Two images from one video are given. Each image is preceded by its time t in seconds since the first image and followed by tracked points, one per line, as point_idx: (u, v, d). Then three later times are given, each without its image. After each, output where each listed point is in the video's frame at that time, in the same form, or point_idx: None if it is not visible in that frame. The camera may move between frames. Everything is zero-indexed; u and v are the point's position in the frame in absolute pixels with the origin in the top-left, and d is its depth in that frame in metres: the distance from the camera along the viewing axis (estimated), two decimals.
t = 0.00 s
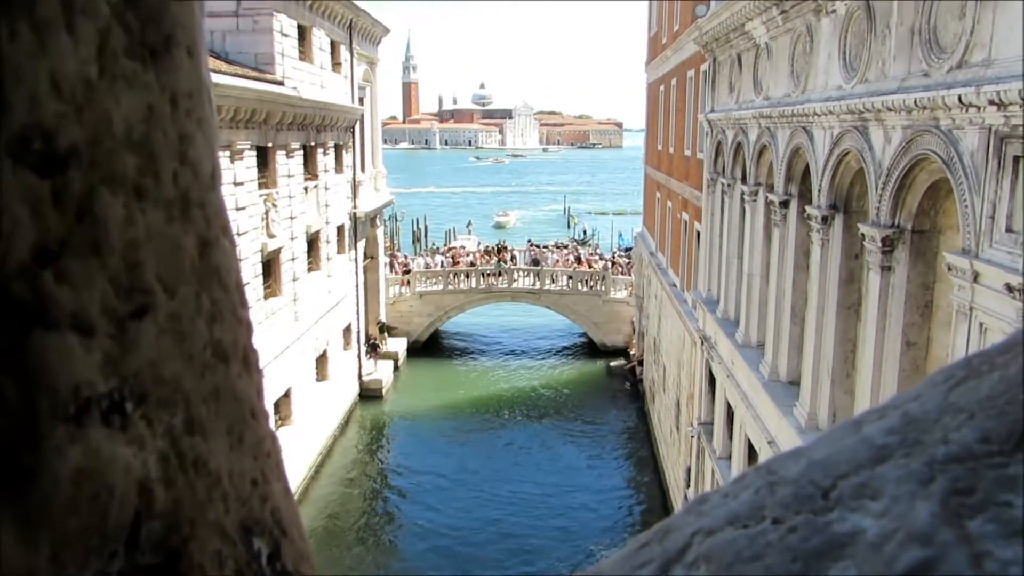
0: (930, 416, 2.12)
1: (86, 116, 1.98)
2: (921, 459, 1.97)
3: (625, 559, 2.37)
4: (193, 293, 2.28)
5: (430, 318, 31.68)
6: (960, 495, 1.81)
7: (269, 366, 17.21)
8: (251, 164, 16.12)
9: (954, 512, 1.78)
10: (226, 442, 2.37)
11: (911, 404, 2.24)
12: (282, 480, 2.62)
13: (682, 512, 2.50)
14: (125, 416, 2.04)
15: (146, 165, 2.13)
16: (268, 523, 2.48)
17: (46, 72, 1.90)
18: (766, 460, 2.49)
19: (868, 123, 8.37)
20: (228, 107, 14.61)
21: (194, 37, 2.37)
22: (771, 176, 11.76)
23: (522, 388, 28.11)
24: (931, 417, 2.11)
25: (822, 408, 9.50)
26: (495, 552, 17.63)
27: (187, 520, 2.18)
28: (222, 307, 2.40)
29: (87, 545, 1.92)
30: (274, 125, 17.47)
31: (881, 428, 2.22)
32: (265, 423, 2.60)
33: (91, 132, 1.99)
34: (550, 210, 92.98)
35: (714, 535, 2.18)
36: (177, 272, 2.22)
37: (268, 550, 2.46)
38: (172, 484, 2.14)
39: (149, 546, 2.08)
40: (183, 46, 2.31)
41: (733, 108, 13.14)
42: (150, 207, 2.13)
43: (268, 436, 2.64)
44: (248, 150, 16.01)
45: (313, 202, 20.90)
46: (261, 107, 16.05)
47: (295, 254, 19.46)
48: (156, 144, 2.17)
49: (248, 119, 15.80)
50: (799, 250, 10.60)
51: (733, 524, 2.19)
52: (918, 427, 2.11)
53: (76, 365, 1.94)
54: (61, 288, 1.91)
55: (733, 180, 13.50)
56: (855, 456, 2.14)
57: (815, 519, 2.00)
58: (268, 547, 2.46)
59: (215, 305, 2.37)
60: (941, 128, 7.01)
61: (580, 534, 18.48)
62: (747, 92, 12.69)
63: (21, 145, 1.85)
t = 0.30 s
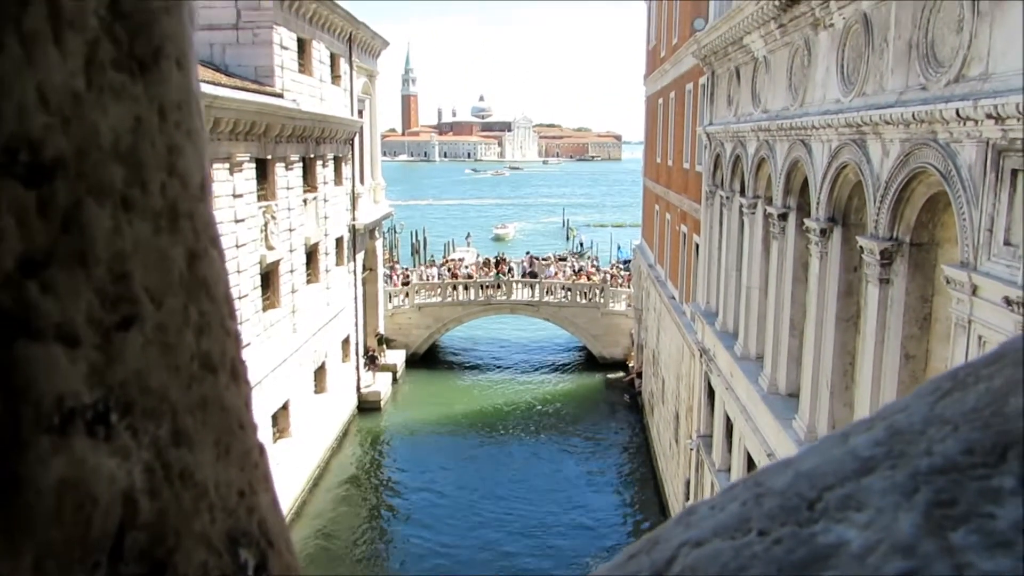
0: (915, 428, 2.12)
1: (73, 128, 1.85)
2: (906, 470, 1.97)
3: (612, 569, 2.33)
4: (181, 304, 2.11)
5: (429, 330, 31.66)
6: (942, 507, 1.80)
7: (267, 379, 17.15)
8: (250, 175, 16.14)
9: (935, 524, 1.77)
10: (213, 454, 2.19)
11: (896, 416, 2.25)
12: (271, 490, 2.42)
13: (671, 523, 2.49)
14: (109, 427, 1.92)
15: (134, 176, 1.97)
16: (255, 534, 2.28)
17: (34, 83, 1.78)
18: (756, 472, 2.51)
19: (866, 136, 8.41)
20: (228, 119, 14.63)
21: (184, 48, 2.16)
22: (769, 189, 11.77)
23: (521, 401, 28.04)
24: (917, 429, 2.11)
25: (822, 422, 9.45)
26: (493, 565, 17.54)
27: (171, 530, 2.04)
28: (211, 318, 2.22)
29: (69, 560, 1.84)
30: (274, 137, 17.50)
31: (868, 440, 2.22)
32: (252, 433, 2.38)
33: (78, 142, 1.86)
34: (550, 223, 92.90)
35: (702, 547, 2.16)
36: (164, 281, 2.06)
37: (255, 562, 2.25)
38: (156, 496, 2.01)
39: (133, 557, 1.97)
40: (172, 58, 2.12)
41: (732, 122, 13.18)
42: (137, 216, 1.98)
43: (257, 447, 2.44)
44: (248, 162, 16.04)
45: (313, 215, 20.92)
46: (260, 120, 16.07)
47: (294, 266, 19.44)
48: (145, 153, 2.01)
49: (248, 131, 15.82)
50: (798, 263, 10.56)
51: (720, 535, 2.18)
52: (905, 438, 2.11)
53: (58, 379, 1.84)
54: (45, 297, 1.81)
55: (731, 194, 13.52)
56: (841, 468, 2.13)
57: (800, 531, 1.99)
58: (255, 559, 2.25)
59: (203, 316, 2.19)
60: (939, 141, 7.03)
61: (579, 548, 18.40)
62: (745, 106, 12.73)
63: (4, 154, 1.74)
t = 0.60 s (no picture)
0: (895, 443, 2.22)
1: (51, 143, 1.91)
2: (884, 487, 2.06)
3: None
4: (161, 318, 2.18)
5: (427, 343, 31.62)
6: (919, 524, 1.91)
7: (264, 392, 17.10)
8: (248, 188, 16.15)
9: (913, 540, 1.88)
10: (192, 469, 2.24)
11: (877, 432, 2.35)
12: (251, 506, 2.48)
13: (653, 539, 2.56)
14: (84, 441, 1.97)
15: (112, 191, 2.04)
16: (235, 550, 2.34)
17: (11, 95, 1.83)
18: (735, 488, 2.56)
19: (863, 150, 8.46)
20: (226, 132, 14.60)
21: (167, 63, 2.25)
22: (767, 203, 11.79)
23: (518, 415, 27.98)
24: (896, 444, 2.21)
25: (820, 434, 9.39)
26: None
27: (147, 546, 2.07)
28: (191, 331, 2.29)
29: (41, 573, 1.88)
30: (272, 150, 17.53)
31: (849, 456, 2.31)
32: (235, 448, 2.46)
33: (57, 158, 1.92)
34: (548, 235, 92.76)
35: (682, 563, 2.24)
36: (144, 296, 2.13)
37: None
38: (133, 511, 2.05)
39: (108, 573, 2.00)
40: (155, 73, 2.20)
41: (729, 136, 13.21)
42: (116, 231, 2.05)
43: (238, 462, 2.49)
44: (246, 174, 16.06)
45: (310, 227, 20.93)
46: (258, 132, 16.08)
47: (291, 279, 19.41)
48: (124, 169, 2.08)
49: (246, 143, 15.83)
50: (795, 277, 10.56)
51: (700, 551, 2.26)
52: (885, 455, 2.21)
53: (33, 394, 1.89)
54: (19, 313, 1.88)
55: (729, 207, 13.54)
56: (822, 484, 2.22)
57: (779, 547, 2.07)
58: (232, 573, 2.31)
59: (184, 329, 2.26)
60: (936, 156, 7.07)
61: (576, 562, 18.35)
62: (742, 120, 12.76)
63: None
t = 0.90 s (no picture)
0: (887, 456, 2.30)
1: (42, 153, 2.00)
2: (878, 498, 2.16)
3: None
4: (153, 327, 2.29)
5: (424, 352, 31.58)
6: (912, 536, 2.02)
7: (259, 402, 17.04)
8: (245, 198, 16.15)
9: (905, 553, 2.00)
10: (183, 479, 2.35)
11: (869, 442, 2.44)
12: (241, 514, 2.60)
13: (647, 551, 2.63)
14: (75, 452, 2.06)
15: (104, 202, 2.14)
16: (226, 560, 2.46)
17: None
18: (727, 500, 2.66)
19: (859, 162, 8.50)
20: (223, 141, 14.59)
21: (159, 73, 2.37)
22: (763, 213, 11.81)
23: (514, 425, 27.95)
24: (888, 457, 2.30)
25: (816, 444, 9.37)
26: None
27: (138, 557, 2.18)
28: (182, 341, 2.39)
29: None
30: (269, 159, 17.54)
31: (841, 468, 2.39)
32: (225, 457, 2.58)
33: (47, 167, 2.02)
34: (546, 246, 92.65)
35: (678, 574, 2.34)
36: (136, 308, 2.23)
37: None
38: (123, 522, 2.15)
39: None
40: (147, 82, 2.31)
41: (726, 146, 13.23)
42: (107, 241, 2.15)
43: (229, 471, 2.62)
44: (243, 184, 16.08)
45: (308, 237, 20.93)
46: (256, 142, 16.08)
47: (288, 288, 19.37)
48: (116, 178, 2.18)
49: (243, 153, 15.84)
50: (791, 287, 10.59)
51: (694, 563, 2.36)
52: (877, 467, 2.30)
53: (23, 401, 1.97)
54: (10, 322, 1.96)
55: (725, 218, 13.56)
56: (815, 497, 2.31)
57: (772, 559, 2.19)
58: None
59: (176, 339, 2.37)
60: (931, 168, 7.10)
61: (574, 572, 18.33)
62: (739, 130, 12.78)
63: None
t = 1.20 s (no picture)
0: (879, 467, 2.34)
1: (27, 162, 1.98)
2: (868, 511, 2.19)
3: None
4: (140, 340, 2.27)
5: (419, 363, 31.52)
6: (902, 549, 2.04)
7: (254, 414, 16.99)
8: (241, 210, 16.16)
9: (896, 566, 2.01)
10: (169, 492, 2.32)
11: (861, 454, 2.49)
12: (230, 529, 2.56)
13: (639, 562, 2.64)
14: (57, 465, 2.04)
15: (90, 213, 2.13)
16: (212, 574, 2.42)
17: None
18: (719, 513, 2.68)
19: (852, 173, 8.55)
20: (219, 152, 14.60)
21: (148, 84, 2.36)
22: (757, 225, 11.86)
23: (510, 436, 27.90)
24: (879, 469, 2.34)
25: (810, 454, 9.40)
26: None
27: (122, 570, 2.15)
28: (170, 354, 2.38)
29: None
30: (265, 171, 17.54)
31: (832, 480, 2.42)
32: (213, 470, 2.53)
33: (33, 178, 2.00)
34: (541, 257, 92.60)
35: None
36: (122, 321, 2.23)
37: None
38: (107, 535, 2.12)
39: None
40: (135, 93, 2.30)
41: (720, 158, 13.29)
42: (93, 253, 2.14)
43: (217, 484, 2.57)
44: (239, 195, 16.09)
45: (303, 248, 20.94)
46: (251, 153, 16.08)
47: (283, 298, 19.35)
48: (102, 190, 2.17)
49: (239, 164, 15.83)
50: (785, 299, 10.61)
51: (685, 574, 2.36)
52: (868, 479, 2.33)
53: (6, 414, 1.95)
54: None
55: (720, 230, 13.60)
56: (805, 509, 2.34)
57: (764, 571, 2.20)
58: None
59: (163, 352, 2.35)
60: (925, 179, 7.14)
61: None
62: (734, 143, 12.83)
63: None
